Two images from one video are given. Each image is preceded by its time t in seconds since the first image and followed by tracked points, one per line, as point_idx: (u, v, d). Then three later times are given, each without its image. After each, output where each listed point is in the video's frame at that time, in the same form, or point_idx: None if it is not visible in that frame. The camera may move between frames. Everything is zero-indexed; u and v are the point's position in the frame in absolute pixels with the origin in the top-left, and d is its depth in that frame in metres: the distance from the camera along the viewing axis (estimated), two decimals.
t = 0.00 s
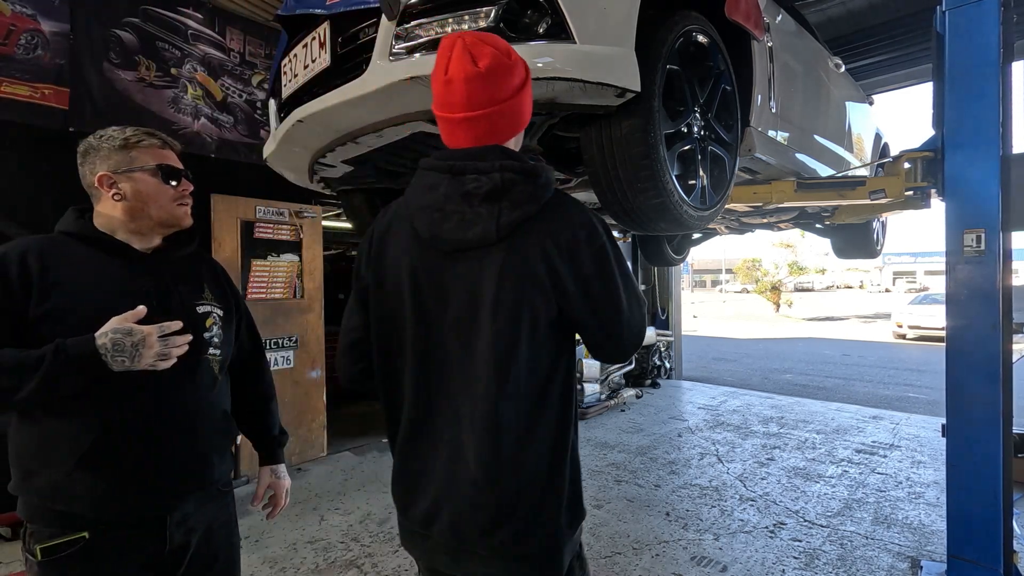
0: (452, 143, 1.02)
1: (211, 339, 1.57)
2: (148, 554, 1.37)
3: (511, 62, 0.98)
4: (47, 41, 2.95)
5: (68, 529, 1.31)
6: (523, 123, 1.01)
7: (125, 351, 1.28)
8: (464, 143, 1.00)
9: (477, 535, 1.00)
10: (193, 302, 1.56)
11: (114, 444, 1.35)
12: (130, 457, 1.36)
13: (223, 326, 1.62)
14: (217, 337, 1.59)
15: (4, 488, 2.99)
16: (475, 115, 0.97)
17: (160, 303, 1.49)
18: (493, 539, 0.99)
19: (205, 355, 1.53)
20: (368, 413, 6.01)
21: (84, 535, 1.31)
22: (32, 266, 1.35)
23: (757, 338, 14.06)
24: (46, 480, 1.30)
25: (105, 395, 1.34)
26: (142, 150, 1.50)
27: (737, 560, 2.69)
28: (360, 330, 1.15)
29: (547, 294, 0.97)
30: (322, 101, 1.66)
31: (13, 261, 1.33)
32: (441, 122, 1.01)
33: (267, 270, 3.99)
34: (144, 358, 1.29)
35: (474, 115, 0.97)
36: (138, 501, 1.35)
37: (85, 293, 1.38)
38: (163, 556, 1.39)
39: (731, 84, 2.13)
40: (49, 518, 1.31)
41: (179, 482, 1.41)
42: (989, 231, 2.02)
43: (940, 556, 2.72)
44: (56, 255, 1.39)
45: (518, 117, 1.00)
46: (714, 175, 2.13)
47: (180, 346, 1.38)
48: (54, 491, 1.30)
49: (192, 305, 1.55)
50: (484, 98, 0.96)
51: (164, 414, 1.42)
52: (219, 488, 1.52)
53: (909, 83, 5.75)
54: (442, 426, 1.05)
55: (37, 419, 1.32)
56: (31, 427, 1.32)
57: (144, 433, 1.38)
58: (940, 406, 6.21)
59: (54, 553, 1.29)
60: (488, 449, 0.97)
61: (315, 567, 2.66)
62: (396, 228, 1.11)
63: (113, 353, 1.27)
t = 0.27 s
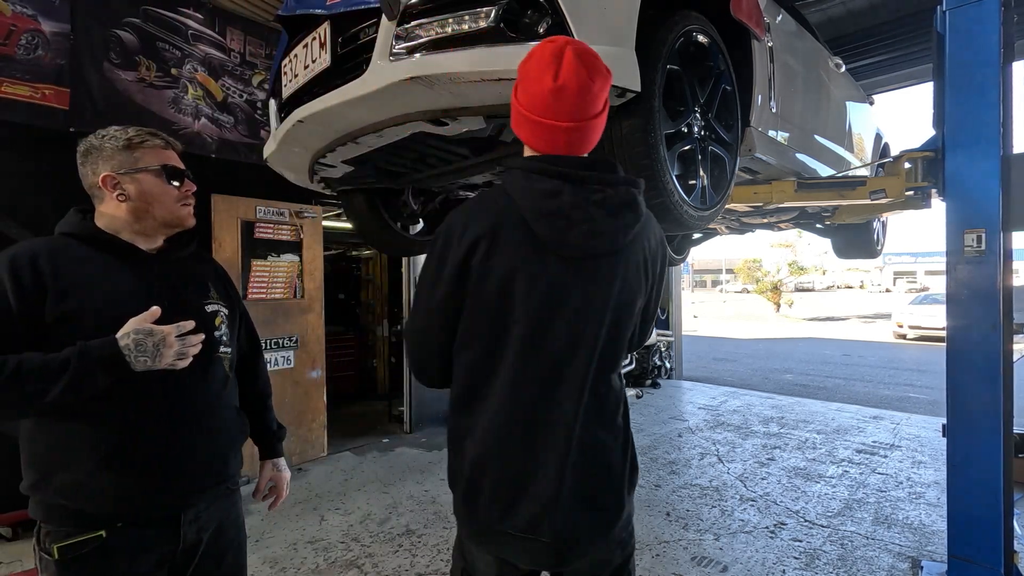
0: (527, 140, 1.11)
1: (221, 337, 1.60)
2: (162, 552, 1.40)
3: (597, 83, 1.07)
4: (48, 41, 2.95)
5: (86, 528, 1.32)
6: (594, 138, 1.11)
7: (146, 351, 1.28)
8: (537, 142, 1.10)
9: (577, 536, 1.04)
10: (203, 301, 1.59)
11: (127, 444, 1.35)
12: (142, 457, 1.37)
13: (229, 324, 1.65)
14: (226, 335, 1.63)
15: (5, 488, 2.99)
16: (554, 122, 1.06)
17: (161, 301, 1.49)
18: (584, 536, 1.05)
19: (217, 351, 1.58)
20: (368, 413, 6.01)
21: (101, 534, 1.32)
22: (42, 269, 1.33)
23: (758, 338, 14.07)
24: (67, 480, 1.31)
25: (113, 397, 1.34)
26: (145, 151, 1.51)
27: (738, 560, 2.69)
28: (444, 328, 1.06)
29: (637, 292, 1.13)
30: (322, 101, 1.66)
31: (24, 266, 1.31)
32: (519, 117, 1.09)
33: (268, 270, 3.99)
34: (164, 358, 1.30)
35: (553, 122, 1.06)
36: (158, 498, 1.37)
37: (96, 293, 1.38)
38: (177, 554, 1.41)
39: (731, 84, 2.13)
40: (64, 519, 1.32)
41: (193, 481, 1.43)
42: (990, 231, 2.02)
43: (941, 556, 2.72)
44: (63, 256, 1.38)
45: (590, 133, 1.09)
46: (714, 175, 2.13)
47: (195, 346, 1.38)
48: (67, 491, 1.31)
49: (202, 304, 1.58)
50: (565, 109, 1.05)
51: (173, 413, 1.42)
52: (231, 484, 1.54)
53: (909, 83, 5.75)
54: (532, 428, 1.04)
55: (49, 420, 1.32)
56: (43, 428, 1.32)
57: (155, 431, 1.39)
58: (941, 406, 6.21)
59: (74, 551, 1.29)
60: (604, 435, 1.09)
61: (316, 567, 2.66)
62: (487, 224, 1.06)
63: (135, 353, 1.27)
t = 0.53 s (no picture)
0: (596, 124, 1.03)
1: (226, 336, 1.60)
2: (166, 551, 1.40)
3: (683, 99, 1.02)
4: (48, 41, 2.95)
5: (90, 526, 1.31)
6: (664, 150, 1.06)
7: (153, 351, 1.29)
8: (605, 131, 1.03)
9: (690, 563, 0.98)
10: (208, 301, 1.58)
11: (131, 442, 1.36)
12: (146, 456, 1.37)
13: (234, 324, 1.65)
14: (231, 334, 1.63)
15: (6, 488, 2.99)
16: (631, 120, 0.99)
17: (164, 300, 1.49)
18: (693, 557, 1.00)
19: (222, 350, 1.58)
20: (369, 413, 6.02)
21: (107, 532, 1.31)
22: (48, 269, 1.33)
23: (758, 338, 14.08)
24: (74, 478, 1.31)
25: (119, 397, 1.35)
26: (148, 150, 1.50)
27: (738, 560, 2.69)
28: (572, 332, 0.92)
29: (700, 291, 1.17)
30: (322, 101, 1.67)
31: (31, 268, 1.31)
32: (596, 98, 1.02)
33: (268, 270, 3.99)
34: (171, 358, 1.31)
35: (632, 118, 0.99)
36: (163, 498, 1.38)
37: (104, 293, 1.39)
38: (181, 550, 1.43)
39: (731, 84, 2.13)
40: (69, 516, 1.32)
41: (197, 480, 1.44)
42: (990, 231, 2.02)
43: (941, 556, 2.72)
44: (71, 255, 1.38)
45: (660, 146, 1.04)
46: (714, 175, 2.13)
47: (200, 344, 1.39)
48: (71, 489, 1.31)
49: (207, 302, 1.58)
50: (646, 111, 0.99)
51: (177, 412, 1.42)
52: (235, 483, 1.55)
53: (909, 83, 5.75)
54: (659, 450, 0.95)
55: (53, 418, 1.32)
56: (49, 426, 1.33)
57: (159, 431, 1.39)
58: (941, 406, 6.21)
59: (77, 548, 1.28)
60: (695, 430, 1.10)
61: (316, 567, 2.66)
62: (623, 216, 0.95)
63: (142, 354, 1.28)
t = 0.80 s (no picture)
0: (642, 118, 1.01)
1: (226, 334, 1.61)
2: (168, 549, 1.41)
3: (723, 90, 1.03)
4: (48, 41, 2.95)
5: (95, 522, 1.32)
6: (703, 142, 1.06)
7: (155, 353, 1.28)
8: (652, 125, 1.01)
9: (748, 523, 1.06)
10: (208, 300, 1.60)
11: (134, 440, 1.35)
12: (149, 454, 1.37)
13: (235, 322, 1.66)
14: (231, 332, 1.63)
15: (6, 488, 2.99)
16: (681, 113, 0.99)
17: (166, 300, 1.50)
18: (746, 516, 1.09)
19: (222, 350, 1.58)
20: (369, 413, 6.02)
21: (112, 527, 1.32)
22: (50, 269, 1.33)
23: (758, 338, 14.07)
24: (78, 477, 1.30)
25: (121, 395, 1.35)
26: (143, 152, 1.49)
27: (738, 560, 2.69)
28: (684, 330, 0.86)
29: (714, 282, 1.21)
30: (321, 101, 1.67)
31: (34, 268, 1.31)
32: (643, 91, 0.99)
33: (269, 269, 3.99)
34: (173, 359, 1.29)
35: (681, 112, 0.99)
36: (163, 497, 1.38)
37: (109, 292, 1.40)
38: (183, 547, 1.44)
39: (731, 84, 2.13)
40: (70, 514, 1.32)
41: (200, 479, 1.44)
42: (990, 231, 2.02)
43: (941, 556, 2.71)
44: (73, 256, 1.38)
45: (702, 138, 1.04)
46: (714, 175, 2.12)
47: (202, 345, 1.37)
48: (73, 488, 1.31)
49: (207, 300, 1.60)
50: (695, 103, 0.99)
51: (180, 411, 1.43)
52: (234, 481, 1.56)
53: (909, 83, 5.75)
54: (716, 434, 1.01)
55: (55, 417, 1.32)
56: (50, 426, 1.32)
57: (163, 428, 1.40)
58: (941, 406, 6.21)
59: (81, 546, 1.29)
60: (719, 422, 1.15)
61: (316, 567, 2.66)
62: (703, 207, 0.96)
63: (145, 354, 1.26)
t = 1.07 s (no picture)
0: (646, 103, 0.99)
1: (216, 330, 1.61)
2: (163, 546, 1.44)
3: (732, 79, 1.00)
4: (48, 41, 2.95)
5: (89, 519, 1.36)
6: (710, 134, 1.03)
7: (138, 351, 1.27)
8: (656, 111, 0.98)
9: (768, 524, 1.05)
10: (195, 294, 1.59)
11: (119, 440, 1.39)
12: (137, 452, 1.41)
13: (227, 316, 1.65)
14: (222, 327, 1.62)
15: (6, 487, 2.99)
16: (687, 98, 0.96)
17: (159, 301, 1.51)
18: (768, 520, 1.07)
19: (212, 347, 1.58)
20: (368, 413, 6.02)
21: (101, 527, 1.36)
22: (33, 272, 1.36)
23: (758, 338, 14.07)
24: (70, 477, 1.35)
25: (112, 394, 1.38)
26: (126, 151, 1.48)
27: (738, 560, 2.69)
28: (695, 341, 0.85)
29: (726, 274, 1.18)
30: (322, 101, 1.67)
31: (18, 273, 1.34)
32: (648, 75, 0.97)
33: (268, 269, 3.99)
34: (156, 356, 1.28)
35: (687, 97, 0.96)
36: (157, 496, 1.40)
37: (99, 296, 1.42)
38: (177, 546, 1.47)
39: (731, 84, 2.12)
40: (67, 511, 1.36)
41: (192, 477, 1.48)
42: (990, 231, 2.02)
43: (941, 556, 2.71)
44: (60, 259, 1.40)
45: (708, 128, 1.01)
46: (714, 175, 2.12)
47: (189, 343, 1.36)
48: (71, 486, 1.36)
49: (195, 297, 1.59)
50: (703, 88, 0.96)
51: (170, 411, 1.45)
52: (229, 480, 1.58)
53: (910, 83, 5.75)
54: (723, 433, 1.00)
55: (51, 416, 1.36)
56: (46, 423, 1.37)
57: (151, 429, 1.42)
58: (940, 406, 6.21)
59: (73, 543, 1.33)
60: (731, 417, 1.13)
61: (316, 567, 2.66)
62: (713, 210, 0.95)
63: (126, 353, 1.26)
